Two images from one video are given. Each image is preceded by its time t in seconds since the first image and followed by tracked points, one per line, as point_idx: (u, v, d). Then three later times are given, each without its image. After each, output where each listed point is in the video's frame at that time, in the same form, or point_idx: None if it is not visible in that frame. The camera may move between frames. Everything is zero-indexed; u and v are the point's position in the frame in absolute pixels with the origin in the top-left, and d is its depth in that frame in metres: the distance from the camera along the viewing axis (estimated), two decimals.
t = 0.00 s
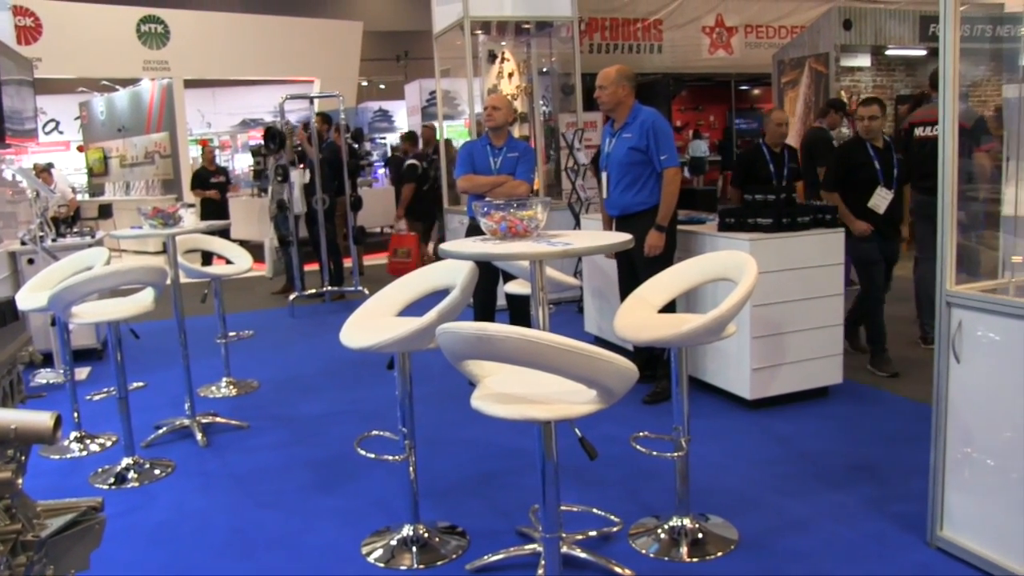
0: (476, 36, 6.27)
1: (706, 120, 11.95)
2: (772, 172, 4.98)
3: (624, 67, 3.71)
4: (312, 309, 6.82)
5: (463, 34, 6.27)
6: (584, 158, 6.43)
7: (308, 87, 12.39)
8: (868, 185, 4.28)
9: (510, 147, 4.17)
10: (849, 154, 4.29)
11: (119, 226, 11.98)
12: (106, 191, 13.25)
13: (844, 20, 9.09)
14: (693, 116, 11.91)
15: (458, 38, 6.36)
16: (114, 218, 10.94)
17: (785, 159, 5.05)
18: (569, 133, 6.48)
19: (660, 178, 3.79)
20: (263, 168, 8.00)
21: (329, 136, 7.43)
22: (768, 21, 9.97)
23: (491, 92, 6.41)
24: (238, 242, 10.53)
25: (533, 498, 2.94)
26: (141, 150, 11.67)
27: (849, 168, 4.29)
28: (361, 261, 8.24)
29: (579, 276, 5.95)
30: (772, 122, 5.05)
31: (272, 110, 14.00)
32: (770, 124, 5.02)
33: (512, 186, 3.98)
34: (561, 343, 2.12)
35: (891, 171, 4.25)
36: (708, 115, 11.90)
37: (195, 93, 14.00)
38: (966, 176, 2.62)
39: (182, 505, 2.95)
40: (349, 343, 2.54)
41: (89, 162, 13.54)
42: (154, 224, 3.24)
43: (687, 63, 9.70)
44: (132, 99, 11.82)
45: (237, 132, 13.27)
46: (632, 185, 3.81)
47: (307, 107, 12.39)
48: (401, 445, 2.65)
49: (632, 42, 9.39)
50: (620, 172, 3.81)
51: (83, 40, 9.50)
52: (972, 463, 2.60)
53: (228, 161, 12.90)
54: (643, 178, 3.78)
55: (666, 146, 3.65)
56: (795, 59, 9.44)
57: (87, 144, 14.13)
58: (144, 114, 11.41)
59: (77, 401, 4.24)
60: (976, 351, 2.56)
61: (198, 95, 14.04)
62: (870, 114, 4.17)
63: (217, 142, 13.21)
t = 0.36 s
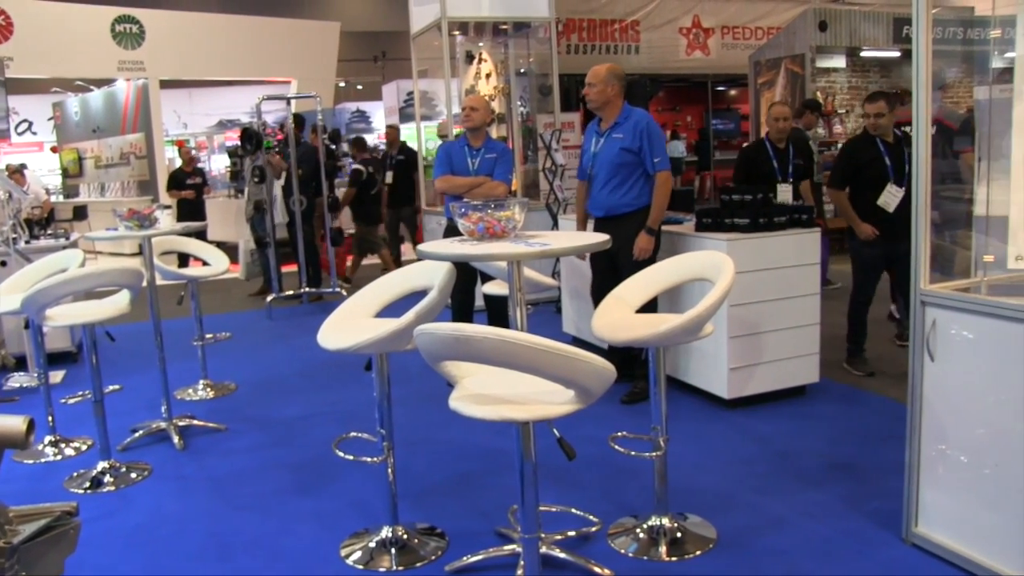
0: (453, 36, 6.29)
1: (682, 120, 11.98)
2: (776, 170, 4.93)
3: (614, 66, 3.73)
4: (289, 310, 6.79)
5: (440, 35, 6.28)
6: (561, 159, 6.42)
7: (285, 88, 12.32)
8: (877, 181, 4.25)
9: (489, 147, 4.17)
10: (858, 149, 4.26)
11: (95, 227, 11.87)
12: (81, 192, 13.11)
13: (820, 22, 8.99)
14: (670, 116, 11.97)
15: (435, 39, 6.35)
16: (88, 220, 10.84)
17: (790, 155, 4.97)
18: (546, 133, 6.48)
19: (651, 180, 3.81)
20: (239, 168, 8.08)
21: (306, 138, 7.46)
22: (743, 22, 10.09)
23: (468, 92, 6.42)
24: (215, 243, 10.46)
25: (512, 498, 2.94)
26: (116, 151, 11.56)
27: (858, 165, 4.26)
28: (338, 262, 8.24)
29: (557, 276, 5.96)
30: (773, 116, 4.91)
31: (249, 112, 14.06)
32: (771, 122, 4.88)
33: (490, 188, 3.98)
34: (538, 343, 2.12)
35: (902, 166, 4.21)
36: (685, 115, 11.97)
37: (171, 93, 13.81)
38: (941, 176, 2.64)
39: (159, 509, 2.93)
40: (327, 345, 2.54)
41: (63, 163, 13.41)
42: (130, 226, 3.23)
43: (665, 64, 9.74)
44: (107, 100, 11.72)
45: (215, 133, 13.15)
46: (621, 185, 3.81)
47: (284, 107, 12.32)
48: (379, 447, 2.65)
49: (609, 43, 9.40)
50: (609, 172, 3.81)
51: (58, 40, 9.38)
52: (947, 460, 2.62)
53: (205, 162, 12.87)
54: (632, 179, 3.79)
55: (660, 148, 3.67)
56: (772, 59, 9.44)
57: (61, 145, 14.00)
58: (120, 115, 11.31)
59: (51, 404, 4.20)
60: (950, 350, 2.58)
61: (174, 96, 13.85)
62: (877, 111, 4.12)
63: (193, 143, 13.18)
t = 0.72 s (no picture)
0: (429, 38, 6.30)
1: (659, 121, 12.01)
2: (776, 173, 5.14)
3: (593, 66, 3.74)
4: (266, 312, 6.76)
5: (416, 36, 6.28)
6: (538, 160, 6.43)
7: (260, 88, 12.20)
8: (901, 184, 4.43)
9: (466, 148, 4.18)
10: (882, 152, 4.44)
11: (68, 229, 11.74)
12: (55, 194, 12.97)
13: (794, 23, 9.19)
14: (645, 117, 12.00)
15: (412, 40, 6.35)
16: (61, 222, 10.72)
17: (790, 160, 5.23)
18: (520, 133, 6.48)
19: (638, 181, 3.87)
20: (215, 169, 8.03)
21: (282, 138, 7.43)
22: (719, 24, 10.12)
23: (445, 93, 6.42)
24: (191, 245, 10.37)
25: (490, 500, 2.93)
26: (90, 152, 11.44)
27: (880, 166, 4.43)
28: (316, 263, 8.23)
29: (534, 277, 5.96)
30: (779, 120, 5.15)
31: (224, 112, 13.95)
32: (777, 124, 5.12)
33: (467, 189, 3.98)
34: (515, 344, 2.12)
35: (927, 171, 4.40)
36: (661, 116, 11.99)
37: (146, 94, 13.69)
38: (914, 176, 2.66)
39: (134, 513, 2.90)
40: (305, 347, 2.52)
41: (36, 164, 13.26)
42: (104, 228, 3.21)
43: (642, 65, 9.75)
44: (81, 100, 11.62)
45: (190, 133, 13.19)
46: (612, 187, 3.83)
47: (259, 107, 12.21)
48: (356, 449, 2.64)
49: (586, 44, 9.45)
50: (599, 174, 3.81)
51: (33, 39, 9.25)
52: (920, 457, 2.65)
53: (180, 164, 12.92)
54: (622, 180, 3.82)
55: (650, 149, 3.74)
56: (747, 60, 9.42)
57: (34, 146, 13.85)
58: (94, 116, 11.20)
59: (23, 409, 4.16)
60: (923, 348, 2.61)
61: (148, 97, 13.73)
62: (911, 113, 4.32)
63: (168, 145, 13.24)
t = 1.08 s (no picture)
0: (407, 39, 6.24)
1: (636, 123, 12.08)
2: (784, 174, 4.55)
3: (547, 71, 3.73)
4: (244, 315, 6.73)
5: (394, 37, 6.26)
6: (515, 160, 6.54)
7: (238, 90, 12.12)
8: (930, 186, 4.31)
9: (442, 150, 4.18)
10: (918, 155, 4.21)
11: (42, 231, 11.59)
12: (28, 196, 12.81)
13: (771, 25, 9.08)
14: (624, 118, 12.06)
15: (390, 41, 6.35)
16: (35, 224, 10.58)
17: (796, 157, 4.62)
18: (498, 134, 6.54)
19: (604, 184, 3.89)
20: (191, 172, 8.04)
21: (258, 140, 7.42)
22: (696, 26, 10.34)
23: (423, 94, 6.42)
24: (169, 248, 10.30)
25: (469, 501, 2.93)
26: (64, 153, 11.30)
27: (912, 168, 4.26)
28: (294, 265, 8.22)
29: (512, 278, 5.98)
30: (785, 116, 4.51)
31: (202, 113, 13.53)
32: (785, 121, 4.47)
33: (444, 189, 3.99)
34: (493, 345, 2.12)
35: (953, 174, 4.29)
36: (638, 118, 12.07)
37: (123, 94, 13.32)
38: (886, 176, 2.68)
39: (110, 518, 2.88)
40: (283, 350, 2.51)
41: (9, 166, 13.09)
42: (79, 230, 3.19)
43: (620, 66, 9.91)
44: (56, 102, 11.49)
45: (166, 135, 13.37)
46: (584, 191, 3.80)
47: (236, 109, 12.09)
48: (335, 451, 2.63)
49: (563, 45, 9.52)
50: (569, 179, 3.78)
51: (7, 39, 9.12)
52: (896, 455, 2.67)
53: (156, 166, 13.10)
54: (592, 184, 3.81)
55: (615, 150, 3.79)
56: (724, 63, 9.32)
57: (8, 147, 13.68)
58: (69, 117, 11.07)
59: None
60: (898, 347, 2.63)
61: (124, 97, 13.36)
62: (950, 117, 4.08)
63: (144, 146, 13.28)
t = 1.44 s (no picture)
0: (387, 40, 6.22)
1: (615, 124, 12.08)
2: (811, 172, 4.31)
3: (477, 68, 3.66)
4: (222, 317, 6.70)
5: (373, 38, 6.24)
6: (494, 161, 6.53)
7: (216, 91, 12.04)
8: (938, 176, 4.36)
9: (421, 151, 4.22)
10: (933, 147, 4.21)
11: (18, 234, 11.45)
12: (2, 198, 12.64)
13: (749, 27, 9.12)
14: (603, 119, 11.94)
15: (368, 42, 6.32)
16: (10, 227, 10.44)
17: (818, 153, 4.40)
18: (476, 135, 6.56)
19: (552, 178, 3.77)
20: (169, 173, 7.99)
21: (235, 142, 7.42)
22: (674, 28, 10.50)
23: (402, 95, 6.40)
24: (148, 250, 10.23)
25: (449, 503, 2.93)
26: (39, 155, 11.17)
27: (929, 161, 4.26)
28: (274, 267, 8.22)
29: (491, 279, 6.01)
30: (814, 111, 4.26)
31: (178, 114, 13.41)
32: (815, 116, 4.23)
33: (424, 191, 4.02)
34: (472, 347, 2.12)
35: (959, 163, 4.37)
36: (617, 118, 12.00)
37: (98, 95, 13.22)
38: (863, 178, 2.78)
39: (87, 523, 2.86)
40: (260, 352, 2.50)
41: None
42: (54, 232, 3.17)
43: (598, 67, 10.03)
44: (32, 103, 11.37)
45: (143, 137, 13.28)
46: (529, 188, 3.68)
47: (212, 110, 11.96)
48: (314, 453, 2.62)
49: (543, 46, 9.64)
50: (512, 174, 3.65)
51: None
52: (873, 454, 2.69)
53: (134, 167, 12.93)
54: (537, 179, 3.68)
55: (556, 137, 3.65)
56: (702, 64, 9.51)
57: None
58: (44, 119, 10.94)
59: None
60: (876, 347, 2.65)
61: (101, 98, 13.26)
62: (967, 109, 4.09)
63: (121, 147, 13.08)
